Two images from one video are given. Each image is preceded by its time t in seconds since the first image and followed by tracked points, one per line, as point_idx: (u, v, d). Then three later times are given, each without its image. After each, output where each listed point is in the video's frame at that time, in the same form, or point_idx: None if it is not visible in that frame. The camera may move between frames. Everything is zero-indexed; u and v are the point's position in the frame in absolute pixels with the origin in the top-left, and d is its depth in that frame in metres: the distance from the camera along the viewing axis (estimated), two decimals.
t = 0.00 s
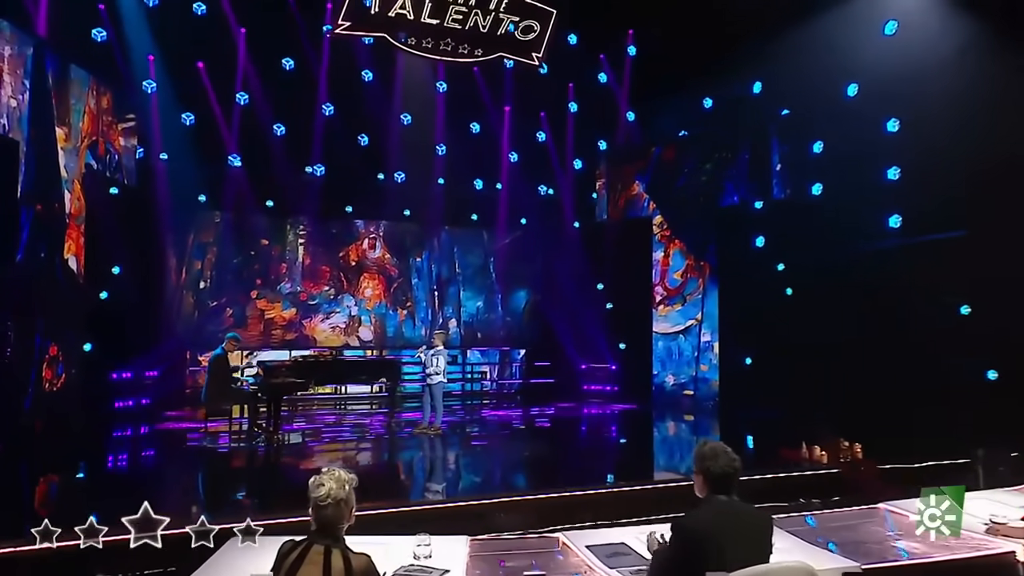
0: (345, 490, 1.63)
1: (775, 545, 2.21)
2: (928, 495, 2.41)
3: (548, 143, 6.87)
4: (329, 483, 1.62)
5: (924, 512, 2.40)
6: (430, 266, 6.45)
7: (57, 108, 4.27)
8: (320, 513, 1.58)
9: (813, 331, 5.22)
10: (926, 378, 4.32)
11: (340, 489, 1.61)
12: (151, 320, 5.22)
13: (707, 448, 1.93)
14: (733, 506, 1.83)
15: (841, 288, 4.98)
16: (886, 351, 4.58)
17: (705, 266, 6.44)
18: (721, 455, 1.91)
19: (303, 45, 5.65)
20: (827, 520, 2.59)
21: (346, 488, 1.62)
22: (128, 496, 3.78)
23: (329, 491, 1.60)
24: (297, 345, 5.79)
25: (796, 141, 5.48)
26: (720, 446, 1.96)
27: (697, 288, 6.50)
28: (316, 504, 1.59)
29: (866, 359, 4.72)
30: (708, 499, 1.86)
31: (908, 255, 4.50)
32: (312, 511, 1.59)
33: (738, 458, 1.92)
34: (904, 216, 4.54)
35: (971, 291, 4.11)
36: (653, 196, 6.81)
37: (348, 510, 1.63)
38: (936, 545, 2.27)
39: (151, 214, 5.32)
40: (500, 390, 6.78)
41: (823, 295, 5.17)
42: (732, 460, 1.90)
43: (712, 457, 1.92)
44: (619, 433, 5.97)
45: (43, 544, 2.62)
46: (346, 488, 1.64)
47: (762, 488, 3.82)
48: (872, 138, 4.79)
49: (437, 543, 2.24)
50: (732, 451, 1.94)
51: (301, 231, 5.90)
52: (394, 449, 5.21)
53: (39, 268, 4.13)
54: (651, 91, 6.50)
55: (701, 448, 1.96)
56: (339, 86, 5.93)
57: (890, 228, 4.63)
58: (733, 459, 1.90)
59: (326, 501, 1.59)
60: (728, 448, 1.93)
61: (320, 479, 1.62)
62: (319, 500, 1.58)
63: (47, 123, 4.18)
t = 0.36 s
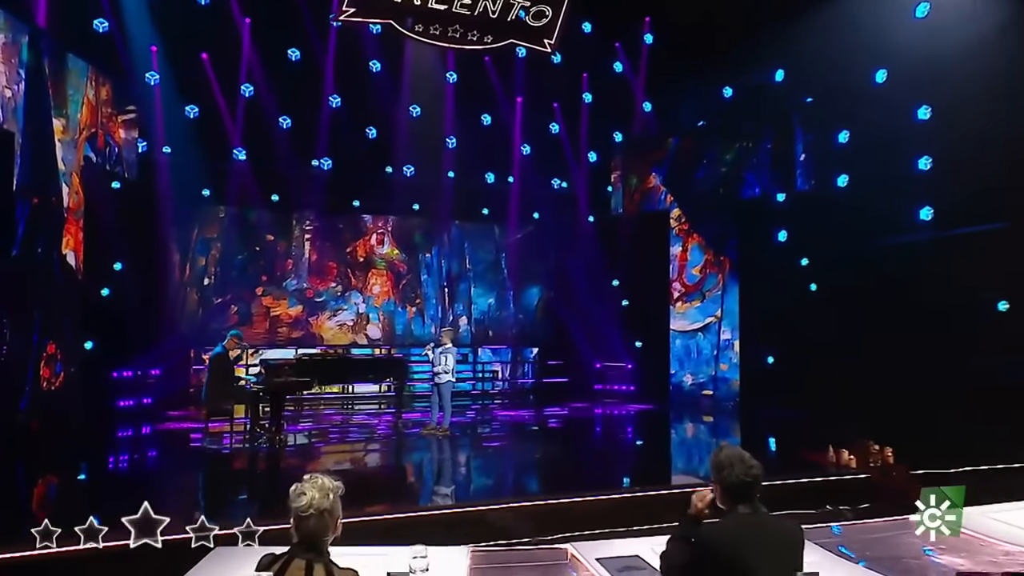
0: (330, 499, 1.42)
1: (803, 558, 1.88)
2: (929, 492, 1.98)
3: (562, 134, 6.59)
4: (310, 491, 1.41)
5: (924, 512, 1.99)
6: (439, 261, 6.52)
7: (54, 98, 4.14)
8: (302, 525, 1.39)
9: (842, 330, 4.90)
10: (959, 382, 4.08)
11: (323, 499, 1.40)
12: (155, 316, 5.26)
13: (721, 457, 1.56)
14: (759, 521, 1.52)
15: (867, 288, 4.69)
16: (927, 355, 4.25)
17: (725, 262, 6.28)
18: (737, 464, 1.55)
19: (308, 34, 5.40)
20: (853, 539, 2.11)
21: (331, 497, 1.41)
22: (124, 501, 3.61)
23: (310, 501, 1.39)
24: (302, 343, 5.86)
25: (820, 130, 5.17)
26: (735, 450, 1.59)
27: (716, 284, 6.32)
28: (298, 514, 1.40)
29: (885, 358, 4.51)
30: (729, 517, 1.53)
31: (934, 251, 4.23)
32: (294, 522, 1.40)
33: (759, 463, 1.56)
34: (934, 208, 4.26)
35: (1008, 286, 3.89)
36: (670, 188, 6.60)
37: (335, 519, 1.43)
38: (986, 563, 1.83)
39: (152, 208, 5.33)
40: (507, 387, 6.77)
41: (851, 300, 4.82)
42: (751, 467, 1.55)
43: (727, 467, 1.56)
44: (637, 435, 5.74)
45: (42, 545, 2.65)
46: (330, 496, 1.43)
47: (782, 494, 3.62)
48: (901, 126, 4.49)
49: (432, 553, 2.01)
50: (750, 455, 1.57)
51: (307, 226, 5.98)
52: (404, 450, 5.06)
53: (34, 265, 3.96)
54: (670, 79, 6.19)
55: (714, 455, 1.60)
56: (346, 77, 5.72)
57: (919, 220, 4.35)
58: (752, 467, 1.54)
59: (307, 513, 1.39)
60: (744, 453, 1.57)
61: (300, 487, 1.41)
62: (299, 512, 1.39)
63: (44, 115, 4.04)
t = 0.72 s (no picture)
0: (311, 511, 1.38)
1: None
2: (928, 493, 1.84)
3: (576, 127, 6.40)
4: (290, 504, 1.37)
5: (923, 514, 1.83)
6: (449, 259, 6.44)
7: (52, 89, 3.98)
8: (281, 539, 1.34)
9: (871, 331, 4.63)
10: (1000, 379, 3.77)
11: (304, 511, 1.37)
12: (161, 314, 5.29)
13: (746, 467, 1.53)
14: (790, 536, 1.46)
15: (900, 286, 4.41)
16: (973, 360, 3.89)
17: (745, 258, 6.03)
18: (765, 474, 1.51)
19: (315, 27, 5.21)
20: (888, 555, 1.86)
21: (311, 509, 1.38)
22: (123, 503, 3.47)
23: (291, 513, 1.35)
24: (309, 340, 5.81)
25: (846, 119, 4.82)
26: (763, 458, 1.55)
27: (736, 280, 6.06)
28: (275, 529, 1.35)
29: (904, 354, 4.34)
30: (756, 530, 1.48)
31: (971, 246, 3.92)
32: (272, 538, 1.35)
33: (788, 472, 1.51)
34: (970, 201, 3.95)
35: None
36: (688, 181, 6.36)
37: (316, 533, 1.39)
38: None
39: (156, 206, 5.38)
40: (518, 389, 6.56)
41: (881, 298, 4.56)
42: (780, 477, 1.50)
43: (754, 476, 1.52)
44: (655, 437, 5.52)
45: (41, 544, 2.62)
46: (312, 508, 1.39)
47: (815, 503, 3.39)
48: (931, 115, 4.17)
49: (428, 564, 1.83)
50: (779, 463, 1.53)
51: (315, 221, 5.87)
52: (412, 453, 4.88)
53: (32, 262, 3.82)
54: (687, 68, 5.93)
55: (740, 464, 1.56)
56: (354, 69, 5.55)
57: (953, 214, 4.04)
58: (781, 477, 1.50)
59: (288, 525, 1.34)
60: (772, 462, 1.53)
61: (280, 499, 1.37)
62: (279, 524, 1.34)
63: (42, 108, 3.89)
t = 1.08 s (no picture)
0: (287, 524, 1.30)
1: None
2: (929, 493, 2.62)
3: (591, 120, 6.20)
4: (264, 518, 1.30)
5: (924, 511, 2.62)
6: (461, 256, 6.29)
7: (49, 82, 3.84)
8: (254, 556, 1.27)
9: (896, 330, 4.34)
10: None
11: (278, 525, 1.29)
12: (161, 312, 5.20)
13: (774, 479, 1.55)
14: (822, 552, 1.46)
15: (939, 279, 4.07)
16: (1001, 360, 3.76)
17: (768, 254, 5.77)
18: (794, 485, 1.53)
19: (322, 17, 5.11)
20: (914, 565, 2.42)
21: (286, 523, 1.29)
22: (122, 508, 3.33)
23: (265, 526, 1.28)
24: (314, 339, 5.82)
25: (876, 107, 4.48)
26: (790, 468, 1.57)
27: (759, 277, 5.83)
28: (249, 544, 1.28)
29: (934, 354, 4.07)
30: (787, 546, 1.50)
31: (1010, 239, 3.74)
32: (246, 554, 1.28)
33: (819, 484, 1.54)
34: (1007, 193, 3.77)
35: None
36: (707, 174, 6.14)
37: (293, 549, 1.31)
38: None
39: (158, 201, 5.22)
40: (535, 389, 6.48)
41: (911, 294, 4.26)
42: (811, 489, 1.53)
43: (782, 488, 1.54)
44: (675, 441, 5.31)
45: (41, 543, 2.84)
46: (288, 522, 1.31)
47: (850, 510, 3.15)
48: (963, 101, 3.94)
49: None
50: (809, 474, 1.56)
51: (322, 218, 5.82)
52: (423, 456, 4.72)
53: (31, 259, 3.67)
54: (707, 57, 5.61)
55: (765, 475, 1.59)
56: (362, 60, 5.40)
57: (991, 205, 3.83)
58: (811, 489, 1.52)
59: (262, 540, 1.27)
60: (802, 472, 1.55)
61: (254, 513, 1.30)
62: (252, 540, 1.27)
63: (42, 99, 3.76)
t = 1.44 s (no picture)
0: (257, 543, 1.15)
1: None
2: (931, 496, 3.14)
3: (607, 112, 6.02)
4: (232, 536, 1.14)
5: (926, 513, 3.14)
6: (472, 253, 6.13)
7: (44, 73, 3.67)
8: None
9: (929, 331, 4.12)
10: None
11: (245, 546, 1.13)
12: (160, 311, 5.10)
13: (812, 492, 1.36)
14: None
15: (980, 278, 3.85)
16: None
17: (794, 248, 5.32)
18: (835, 499, 1.33)
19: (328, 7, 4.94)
20: None
21: (257, 543, 1.14)
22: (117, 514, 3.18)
23: (230, 546, 1.12)
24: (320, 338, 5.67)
25: (908, 94, 4.19)
26: (830, 480, 1.38)
27: (783, 274, 5.39)
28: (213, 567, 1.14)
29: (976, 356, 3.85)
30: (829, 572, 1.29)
31: None
32: None
33: (863, 498, 1.34)
34: None
35: None
36: (729, 166, 5.78)
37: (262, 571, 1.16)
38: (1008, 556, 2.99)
39: (160, 200, 5.19)
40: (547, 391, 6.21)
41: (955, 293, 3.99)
42: (854, 504, 1.33)
43: (821, 502, 1.35)
44: (695, 444, 5.11)
45: (41, 544, 2.79)
46: (259, 541, 1.16)
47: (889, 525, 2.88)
48: (1004, 84, 3.66)
49: None
50: (851, 488, 1.36)
51: (329, 215, 5.75)
52: (433, 460, 4.54)
53: (27, 256, 3.51)
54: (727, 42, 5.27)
55: (801, 488, 1.39)
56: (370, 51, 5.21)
57: None
58: (855, 504, 1.33)
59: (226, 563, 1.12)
60: (844, 485, 1.35)
61: (220, 530, 1.15)
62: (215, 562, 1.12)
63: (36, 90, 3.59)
